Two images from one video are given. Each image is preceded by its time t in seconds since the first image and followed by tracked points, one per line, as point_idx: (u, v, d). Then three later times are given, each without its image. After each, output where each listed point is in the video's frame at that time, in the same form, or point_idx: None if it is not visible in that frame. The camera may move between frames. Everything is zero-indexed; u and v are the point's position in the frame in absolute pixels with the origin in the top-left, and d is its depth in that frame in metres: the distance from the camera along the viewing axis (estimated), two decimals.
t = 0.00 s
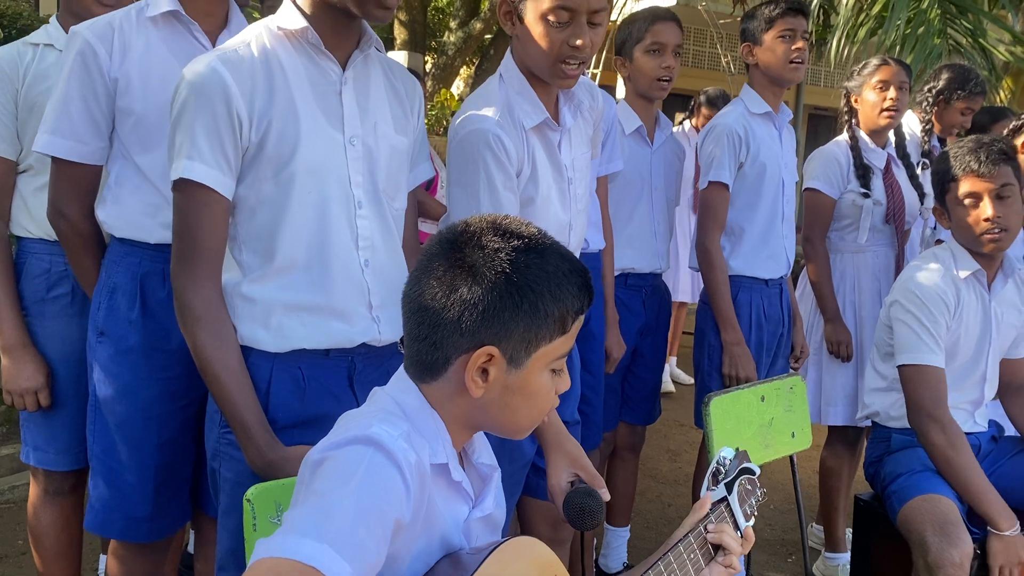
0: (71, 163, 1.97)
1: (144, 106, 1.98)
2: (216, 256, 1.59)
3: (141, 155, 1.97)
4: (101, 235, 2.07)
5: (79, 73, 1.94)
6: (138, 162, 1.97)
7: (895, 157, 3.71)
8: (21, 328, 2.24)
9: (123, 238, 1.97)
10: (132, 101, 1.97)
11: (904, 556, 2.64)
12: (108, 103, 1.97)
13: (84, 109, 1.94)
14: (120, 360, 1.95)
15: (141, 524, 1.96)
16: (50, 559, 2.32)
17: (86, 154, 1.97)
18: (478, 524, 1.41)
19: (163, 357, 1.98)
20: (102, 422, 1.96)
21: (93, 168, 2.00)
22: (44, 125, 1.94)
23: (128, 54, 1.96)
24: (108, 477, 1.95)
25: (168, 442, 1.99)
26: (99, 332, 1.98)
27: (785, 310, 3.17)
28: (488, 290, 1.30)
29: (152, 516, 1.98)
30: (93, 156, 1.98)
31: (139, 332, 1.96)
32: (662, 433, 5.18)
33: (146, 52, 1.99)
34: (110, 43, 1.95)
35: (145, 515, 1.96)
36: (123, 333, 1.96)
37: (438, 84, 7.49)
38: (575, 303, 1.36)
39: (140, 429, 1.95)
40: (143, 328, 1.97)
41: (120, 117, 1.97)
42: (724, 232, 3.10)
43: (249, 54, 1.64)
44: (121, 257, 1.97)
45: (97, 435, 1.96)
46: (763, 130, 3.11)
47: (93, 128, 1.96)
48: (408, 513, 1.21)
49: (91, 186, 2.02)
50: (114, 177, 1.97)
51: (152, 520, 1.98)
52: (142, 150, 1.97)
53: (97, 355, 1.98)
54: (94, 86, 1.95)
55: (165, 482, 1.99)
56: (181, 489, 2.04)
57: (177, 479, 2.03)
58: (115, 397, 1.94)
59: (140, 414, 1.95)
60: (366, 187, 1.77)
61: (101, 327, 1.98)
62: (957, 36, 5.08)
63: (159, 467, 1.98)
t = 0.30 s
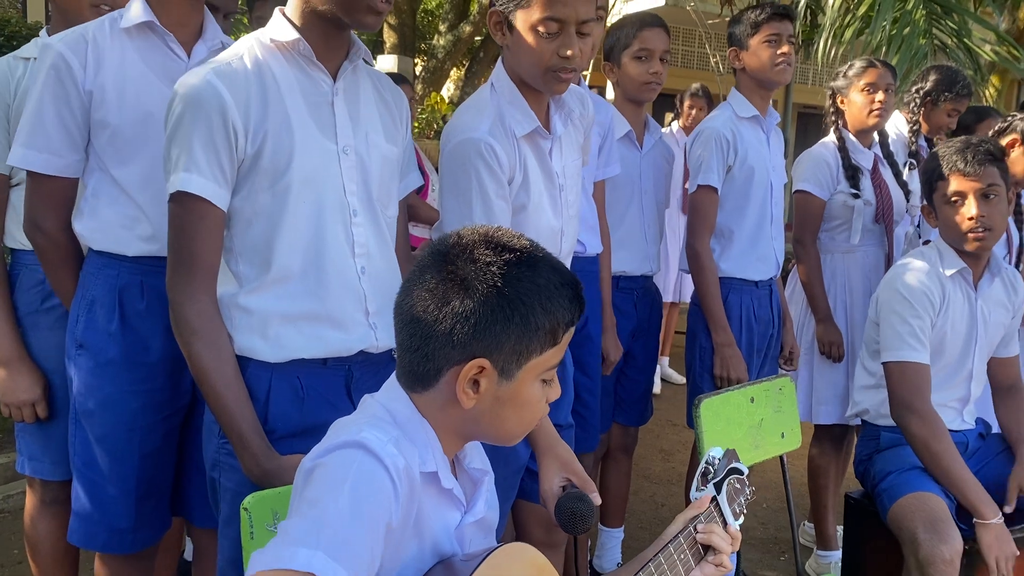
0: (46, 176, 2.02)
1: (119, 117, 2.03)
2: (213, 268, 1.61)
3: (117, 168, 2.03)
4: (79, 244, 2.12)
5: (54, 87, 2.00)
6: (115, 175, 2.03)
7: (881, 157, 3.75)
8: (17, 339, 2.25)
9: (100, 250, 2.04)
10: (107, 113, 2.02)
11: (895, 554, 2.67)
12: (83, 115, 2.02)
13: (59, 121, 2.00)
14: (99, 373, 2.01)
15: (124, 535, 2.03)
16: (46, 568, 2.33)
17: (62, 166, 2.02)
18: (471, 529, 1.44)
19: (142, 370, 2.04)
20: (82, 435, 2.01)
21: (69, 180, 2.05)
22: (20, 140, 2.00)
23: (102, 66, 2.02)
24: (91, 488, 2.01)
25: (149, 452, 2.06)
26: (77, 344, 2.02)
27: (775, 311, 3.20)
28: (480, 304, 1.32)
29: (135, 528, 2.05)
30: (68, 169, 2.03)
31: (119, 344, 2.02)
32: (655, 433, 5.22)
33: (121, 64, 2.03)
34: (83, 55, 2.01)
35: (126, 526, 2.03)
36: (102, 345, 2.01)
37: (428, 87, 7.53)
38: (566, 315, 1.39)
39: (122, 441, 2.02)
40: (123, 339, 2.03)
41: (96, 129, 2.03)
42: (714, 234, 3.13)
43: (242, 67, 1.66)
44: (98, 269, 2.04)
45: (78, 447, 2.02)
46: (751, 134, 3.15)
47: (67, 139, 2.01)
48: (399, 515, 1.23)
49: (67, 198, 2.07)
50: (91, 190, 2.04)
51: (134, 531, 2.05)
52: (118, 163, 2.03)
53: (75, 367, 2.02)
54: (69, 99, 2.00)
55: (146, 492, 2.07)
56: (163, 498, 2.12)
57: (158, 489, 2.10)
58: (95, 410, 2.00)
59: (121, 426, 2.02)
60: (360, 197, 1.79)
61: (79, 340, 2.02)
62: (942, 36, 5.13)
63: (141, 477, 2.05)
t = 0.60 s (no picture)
0: (27, 184, 2.04)
1: (102, 127, 2.06)
2: (210, 268, 1.63)
3: (100, 176, 2.07)
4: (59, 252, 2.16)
5: (35, 96, 2.01)
6: (97, 183, 2.07)
7: (870, 154, 3.77)
8: (16, 342, 2.27)
9: (83, 254, 2.07)
10: (89, 122, 2.06)
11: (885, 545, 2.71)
12: (65, 124, 2.04)
13: (40, 130, 2.01)
14: (81, 375, 2.03)
15: (106, 533, 2.06)
16: (44, 567, 2.34)
17: (43, 174, 2.04)
18: (469, 523, 1.46)
19: (125, 371, 2.08)
20: (63, 438, 2.04)
21: (48, 189, 2.07)
22: (1, 148, 2.02)
23: (83, 75, 2.05)
24: (72, 487, 2.04)
25: (131, 453, 2.09)
26: (58, 347, 2.04)
27: (766, 307, 3.24)
28: (478, 300, 1.35)
29: (117, 527, 2.08)
30: (49, 177, 2.05)
31: (101, 346, 2.05)
32: (649, 429, 5.25)
33: (103, 73, 2.07)
34: (65, 63, 2.03)
35: (107, 525, 2.06)
36: (84, 347, 2.04)
37: (421, 86, 7.56)
38: (561, 310, 1.42)
39: (105, 443, 2.05)
40: (105, 342, 2.06)
41: (78, 138, 2.06)
42: (705, 232, 3.17)
43: (239, 69, 1.68)
44: (80, 272, 2.07)
45: (59, 448, 2.04)
46: (742, 131, 3.18)
47: (49, 148, 2.03)
48: (396, 517, 1.26)
49: (48, 208, 2.09)
50: (75, 197, 2.08)
51: (115, 530, 2.07)
52: (100, 171, 2.07)
53: (56, 371, 2.04)
54: (51, 108, 2.02)
55: (128, 490, 2.10)
56: (147, 498, 2.15)
57: (140, 488, 2.13)
58: (78, 411, 2.03)
59: (102, 426, 2.04)
60: (354, 196, 1.82)
61: (60, 343, 2.04)
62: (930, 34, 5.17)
63: (122, 477, 2.08)
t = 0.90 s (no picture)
0: (11, 187, 2.08)
1: (87, 131, 2.09)
2: (205, 264, 1.66)
3: (86, 179, 2.10)
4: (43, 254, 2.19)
5: (21, 101, 2.05)
6: (82, 186, 2.10)
7: (860, 150, 3.80)
8: (10, 341, 2.29)
9: (69, 253, 2.10)
10: (74, 127, 2.08)
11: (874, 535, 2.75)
12: (49, 129, 2.08)
13: (24, 134, 2.05)
14: (68, 373, 2.06)
15: (94, 529, 2.09)
16: (42, 566, 2.36)
17: (27, 178, 2.08)
18: (461, 515, 1.49)
19: (113, 368, 2.11)
20: (50, 436, 2.06)
21: (31, 192, 2.11)
22: None
23: (68, 81, 2.08)
24: (58, 483, 2.05)
25: (118, 449, 2.11)
26: (44, 345, 2.07)
27: (757, 302, 3.27)
28: (474, 300, 1.37)
29: (105, 522, 2.11)
30: (33, 181, 2.09)
31: (87, 344, 2.08)
32: (643, 424, 5.28)
33: (88, 77, 2.10)
34: (49, 68, 2.06)
35: (97, 521, 2.09)
36: (69, 345, 2.06)
37: (414, 84, 7.60)
38: (555, 312, 1.44)
39: (93, 440, 2.07)
40: (91, 340, 2.08)
41: (63, 142, 2.09)
42: (696, 227, 3.19)
43: (234, 69, 1.70)
44: (67, 271, 2.09)
45: (47, 444, 2.06)
46: (731, 127, 3.21)
47: (33, 153, 2.07)
48: (390, 511, 1.28)
49: (30, 210, 2.14)
50: (61, 197, 2.11)
51: (104, 525, 2.10)
52: (85, 174, 2.10)
53: (42, 368, 2.07)
54: (36, 112, 2.06)
55: (115, 485, 2.12)
56: (137, 493, 2.18)
57: (129, 483, 2.15)
58: (64, 409, 2.05)
59: (89, 423, 2.07)
60: (347, 195, 1.85)
61: (46, 341, 2.07)
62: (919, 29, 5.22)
63: (109, 473, 2.10)
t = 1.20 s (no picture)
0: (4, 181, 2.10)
1: (76, 126, 2.10)
2: (194, 258, 1.67)
3: (74, 173, 2.11)
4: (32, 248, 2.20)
5: (10, 95, 2.06)
6: (71, 180, 2.11)
7: (851, 143, 3.82)
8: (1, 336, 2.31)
9: (57, 247, 2.11)
10: (64, 121, 2.10)
11: (863, 526, 2.77)
12: (39, 123, 2.09)
13: (14, 127, 2.06)
14: (57, 365, 2.07)
15: (85, 520, 2.11)
16: (35, 558, 2.38)
17: (18, 172, 2.10)
18: (448, 504, 1.51)
19: (102, 362, 2.12)
20: (40, 430, 2.08)
21: (23, 184, 2.13)
22: None
23: (58, 75, 2.09)
24: (49, 476, 2.07)
25: (107, 442, 2.13)
26: (33, 338, 2.08)
27: (747, 295, 3.29)
28: (453, 291, 1.39)
29: (97, 513, 2.12)
30: (24, 175, 2.11)
31: (76, 337, 2.09)
32: (638, 417, 5.31)
33: (77, 71, 2.11)
34: (39, 63, 2.08)
35: (88, 513, 2.11)
36: (59, 338, 2.08)
37: (410, 80, 7.62)
38: (535, 302, 1.46)
39: (83, 433, 2.08)
40: (81, 333, 2.10)
41: (52, 137, 2.10)
42: (687, 222, 3.21)
43: (221, 63, 1.71)
44: (55, 264, 2.10)
45: (37, 437, 2.08)
46: (720, 121, 3.23)
47: (24, 147, 2.09)
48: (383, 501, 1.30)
49: (22, 202, 2.15)
50: (49, 191, 2.12)
51: (95, 516, 2.12)
52: (74, 169, 2.11)
53: (32, 362, 2.08)
54: (25, 106, 2.07)
55: (105, 478, 2.13)
56: (128, 485, 2.19)
57: (120, 475, 2.17)
58: (54, 402, 2.06)
59: (78, 416, 2.08)
60: (336, 188, 1.86)
61: (35, 334, 2.08)
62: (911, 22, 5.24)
63: (100, 465, 2.12)
